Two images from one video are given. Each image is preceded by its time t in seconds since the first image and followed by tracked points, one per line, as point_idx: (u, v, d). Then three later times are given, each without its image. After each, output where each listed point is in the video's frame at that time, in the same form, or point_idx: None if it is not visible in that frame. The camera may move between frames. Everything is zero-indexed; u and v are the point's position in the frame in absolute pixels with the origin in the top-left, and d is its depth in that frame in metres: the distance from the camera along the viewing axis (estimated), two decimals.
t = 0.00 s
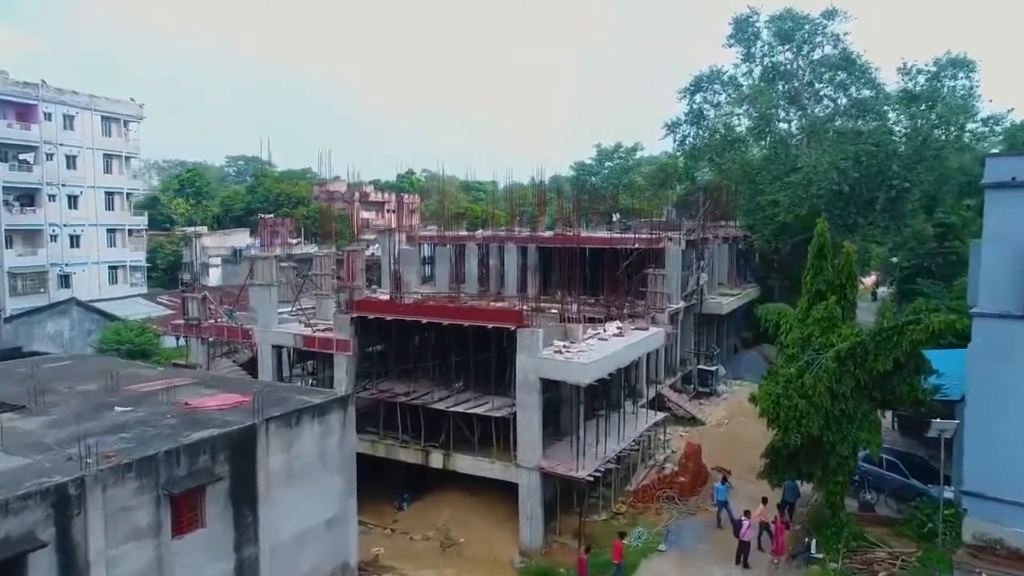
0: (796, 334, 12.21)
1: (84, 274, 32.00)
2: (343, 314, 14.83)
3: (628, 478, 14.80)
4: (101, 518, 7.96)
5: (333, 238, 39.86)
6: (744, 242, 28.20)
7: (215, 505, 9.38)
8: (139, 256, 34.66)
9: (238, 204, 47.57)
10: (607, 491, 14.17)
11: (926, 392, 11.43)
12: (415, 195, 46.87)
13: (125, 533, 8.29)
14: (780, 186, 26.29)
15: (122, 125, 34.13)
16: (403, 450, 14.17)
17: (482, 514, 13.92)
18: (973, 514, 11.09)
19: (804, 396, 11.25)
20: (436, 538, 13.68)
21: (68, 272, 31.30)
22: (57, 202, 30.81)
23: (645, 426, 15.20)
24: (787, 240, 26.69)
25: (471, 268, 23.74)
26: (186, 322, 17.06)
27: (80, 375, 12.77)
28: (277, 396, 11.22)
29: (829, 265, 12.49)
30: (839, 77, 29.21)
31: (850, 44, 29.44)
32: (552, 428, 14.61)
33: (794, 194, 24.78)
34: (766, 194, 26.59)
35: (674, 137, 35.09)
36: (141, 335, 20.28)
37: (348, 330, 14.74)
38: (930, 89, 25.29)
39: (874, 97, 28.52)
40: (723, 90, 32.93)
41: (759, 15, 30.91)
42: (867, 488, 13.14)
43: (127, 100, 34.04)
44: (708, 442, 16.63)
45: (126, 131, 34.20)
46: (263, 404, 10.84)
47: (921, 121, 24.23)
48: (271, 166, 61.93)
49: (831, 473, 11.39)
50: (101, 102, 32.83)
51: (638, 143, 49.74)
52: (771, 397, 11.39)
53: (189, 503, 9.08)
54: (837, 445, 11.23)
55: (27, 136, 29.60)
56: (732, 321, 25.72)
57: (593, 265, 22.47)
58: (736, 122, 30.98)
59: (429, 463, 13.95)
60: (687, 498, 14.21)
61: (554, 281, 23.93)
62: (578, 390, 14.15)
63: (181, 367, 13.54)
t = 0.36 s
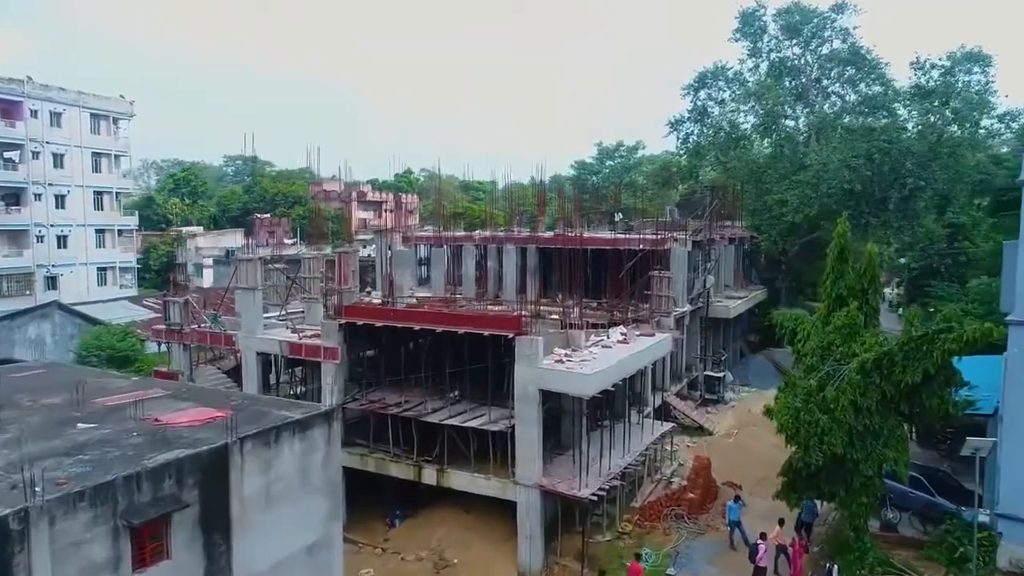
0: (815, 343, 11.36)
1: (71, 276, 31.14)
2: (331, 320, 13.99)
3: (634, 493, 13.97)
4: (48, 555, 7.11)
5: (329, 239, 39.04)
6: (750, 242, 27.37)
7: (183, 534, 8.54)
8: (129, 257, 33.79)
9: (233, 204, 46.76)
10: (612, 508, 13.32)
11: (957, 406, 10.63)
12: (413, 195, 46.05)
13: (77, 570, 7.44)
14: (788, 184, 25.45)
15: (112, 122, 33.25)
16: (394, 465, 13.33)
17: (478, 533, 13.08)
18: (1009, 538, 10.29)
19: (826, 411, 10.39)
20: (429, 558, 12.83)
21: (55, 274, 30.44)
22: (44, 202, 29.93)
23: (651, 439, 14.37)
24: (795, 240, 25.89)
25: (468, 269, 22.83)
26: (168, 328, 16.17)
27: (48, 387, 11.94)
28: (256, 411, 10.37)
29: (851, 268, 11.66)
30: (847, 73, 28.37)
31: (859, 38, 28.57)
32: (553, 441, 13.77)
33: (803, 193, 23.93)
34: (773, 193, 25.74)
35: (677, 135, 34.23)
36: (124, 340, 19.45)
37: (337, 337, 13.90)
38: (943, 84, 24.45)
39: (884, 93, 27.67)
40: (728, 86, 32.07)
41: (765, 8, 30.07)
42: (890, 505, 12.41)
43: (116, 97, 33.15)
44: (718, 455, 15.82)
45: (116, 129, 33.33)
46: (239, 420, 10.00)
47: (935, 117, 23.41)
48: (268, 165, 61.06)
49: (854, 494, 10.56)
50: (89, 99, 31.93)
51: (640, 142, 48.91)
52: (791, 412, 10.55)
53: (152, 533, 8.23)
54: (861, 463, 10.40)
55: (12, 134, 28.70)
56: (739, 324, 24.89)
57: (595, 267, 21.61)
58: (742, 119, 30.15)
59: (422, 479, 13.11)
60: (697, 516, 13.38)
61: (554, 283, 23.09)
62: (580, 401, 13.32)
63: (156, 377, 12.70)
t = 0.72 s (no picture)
0: (840, 355, 10.45)
1: (57, 278, 30.20)
2: (316, 329, 13.08)
3: (641, 513, 13.06)
4: None
5: (324, 240, 38.13)
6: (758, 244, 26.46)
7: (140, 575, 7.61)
8: (117, 259, 32.84)
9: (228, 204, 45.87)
10: (618, 531, 12.38)
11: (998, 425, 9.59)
12: (411, 195, 45.13)
13: None
14: (797, 184, 24.53)
15: (99, 120, 32.31)
16: (384, 484, 12.42)
17: (473, 557, 12.16)
18: None
19: (856, 431, 9.43)
20: None
21: (40, 276, 29.49)
22: (28, 201, 28.98)
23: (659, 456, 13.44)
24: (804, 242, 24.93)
25: (465, 273, 21.18)
26: (145, 335, 15.24)
27: (7, 402, 11.03)
28: (229, 432, 9.44)
29: (879, 274, 10.74)
30: (858, 68, 27.45)
31: (870, 33, 27.64)
32: (554, 459, 12.85)
33: (813, 193, 23.01)
34: (782, 192, 24.81)
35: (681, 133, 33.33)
36: (103, 347, 18.50)
37: (323, 347, 13.00)
38: (960, 79, 23.51)
39: (896, 89, 26.74)
40: (734, 83, 31.14)
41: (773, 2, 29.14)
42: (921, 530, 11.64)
43: (104, 94, 32.20)
44: (731, 470, 14.92)
45: (104, 127, 32.38)
46: (207, 443, 9.07)
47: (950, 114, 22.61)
48: (264, 164, 60.12)
49: (885, 522, 9.62)
50: (76, 96, 30.98)
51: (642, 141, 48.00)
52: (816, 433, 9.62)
53: None
54: (892, 489, 9.46)
55: None
56: (747, 329, 23.97)
57: (598, 270, 20.66)
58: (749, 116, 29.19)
59: (414, 500, 12.19)
60: (708, 540, 12.47)
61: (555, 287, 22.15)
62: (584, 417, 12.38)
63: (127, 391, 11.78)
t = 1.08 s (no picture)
0: (863, 359, 9.78)
1: (46, 272, 29.49)
2: (303, 328, 12.37)
3: (647, 521, 12.34)
4: None
5: (320, 232, 37.38)
6: (764, 236, 25.72)
7: None
8: (108, 252, 32.09)
9: (226, 195, 45.20)
10: (623, 541, 11.57)
11: None
12: (409, 186, 44.38)
13: None
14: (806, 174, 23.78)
15: (88, 109, 31.51)
16: (375, 492, 11.75)
17: (469, 569, 11.46)
18: None
19: (882, 441, 8.69)
20: None
21: (27, 270, 28.79)
22: (15, 193, 28.23)
23: (666, 461, 12.74)
24: (812, 235, 24.19)
25: (462, 267, 20.55)
26: (126, 333, 14.51)
27: None
28: (204, 444, 8.75)
29: (905, 272, 10.03)
30: (868, 56, 26.63)
31: (881, 19, 26.80)
32: (555, 464, 12.14)
33: (822, 184, 22.26)
34: (790, 184, 24.04)
35: (685, 123, 32.57)
36: (86, 345, 17.80)
37: (311, 347, 12.31)
38: (975, 66, 22.74)
39: (907, 77, 25.93)
40: (739, 72, 30.32)
41: None
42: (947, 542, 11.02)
43: (93, 83, 31.41)
44: (741, 476, 14.22)
45: (93, 117, 31.60)
46: (179, 455, 8.36)
47: (965, 102, 21.81)
48: (261, 155, 59.29)
49: (913, 539, 8.92)
50: (64, 85, 30.20)
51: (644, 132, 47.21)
52: (839, 442, 8.91)
53: None
54: (920, 503, 8.78)
55: None
56: (753, 324, 23.26)
57: (600, 264, 19.92)
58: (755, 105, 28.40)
59: (406, 509, 11.51)
60: (718, 550, 11.75)
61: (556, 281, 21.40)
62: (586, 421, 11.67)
63: (100, 395, 11.08)
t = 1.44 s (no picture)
0: (889, 354, 9.07)
1: (33, 255, 28.72)
2: (289, 318, 11.65)
3: (652, 523, 11.70)
4: None
5: (315, 214, 36.55)
6: (772, 220, 24.93)
7: None
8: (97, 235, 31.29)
9: (221, 177, 44.34)
10: (627, 545, 10.91)
11: None
12: (406, 168, 43.49)
13: None
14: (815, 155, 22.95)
15: (75, 88, 30.63)
16: (365, 492, 11.08)
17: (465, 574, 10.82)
18: None
19: (913, 445, 8.01)
20: None
21: (14, 253, 28.01)
22: None
23: (673, 459, 12.06)
24: (821, 218, 23.40)
25: (458, 255, 19.75)
26: (105, 323, 13.79)
27: None
28: (175, 449, 8.04)
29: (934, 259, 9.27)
30: (880, 32, 25.67)
31: None
32: (556, 463, 11.45)
33: (834, 165, 21.44)
34: (799, 165, 23.20)
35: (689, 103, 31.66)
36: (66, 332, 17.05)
37: (297, 338, 11.61)
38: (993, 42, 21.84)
39: (921, 53, 25.00)
40: (746, 50, 29.36)
41: None
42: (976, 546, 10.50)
43: (79, 61, 30.48)
44: (752, 473, 13.55)
45: (80, 96, 30.71)
46: (146, 462, 7.65)
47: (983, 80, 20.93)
48: (257, 136, 58.26)
49: (943, 549, 8.23)
50: (49, 62, 29.27)
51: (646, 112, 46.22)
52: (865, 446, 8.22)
53: None
54: (952, 511, 8.07)
55: None
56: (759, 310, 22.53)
57: (603, 249, 19.17)
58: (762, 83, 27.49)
59: (398, 511, 10.85)
60: (729, 554, 11.07)
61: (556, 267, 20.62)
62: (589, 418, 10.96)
63: (70, 391, 10.37)
